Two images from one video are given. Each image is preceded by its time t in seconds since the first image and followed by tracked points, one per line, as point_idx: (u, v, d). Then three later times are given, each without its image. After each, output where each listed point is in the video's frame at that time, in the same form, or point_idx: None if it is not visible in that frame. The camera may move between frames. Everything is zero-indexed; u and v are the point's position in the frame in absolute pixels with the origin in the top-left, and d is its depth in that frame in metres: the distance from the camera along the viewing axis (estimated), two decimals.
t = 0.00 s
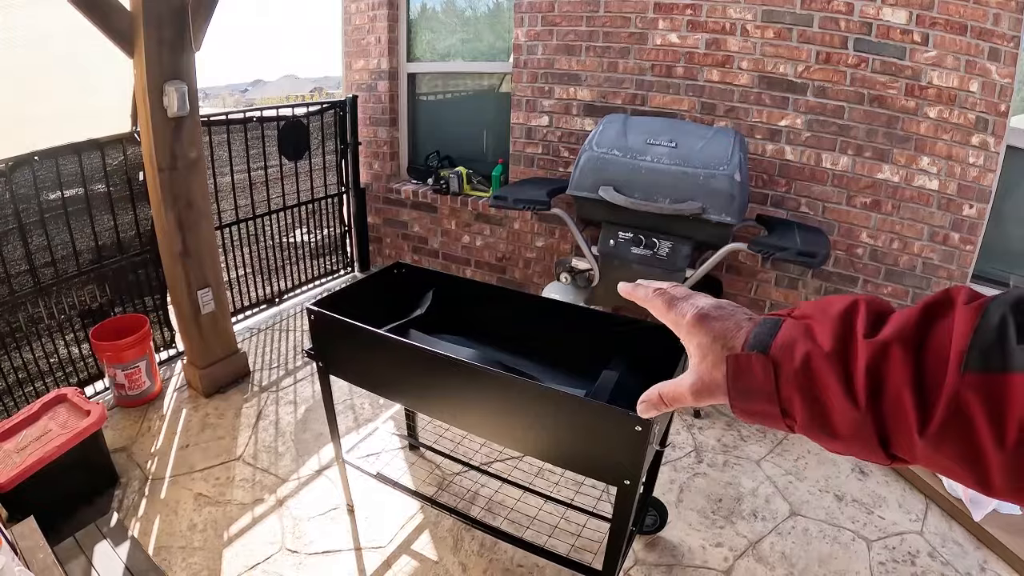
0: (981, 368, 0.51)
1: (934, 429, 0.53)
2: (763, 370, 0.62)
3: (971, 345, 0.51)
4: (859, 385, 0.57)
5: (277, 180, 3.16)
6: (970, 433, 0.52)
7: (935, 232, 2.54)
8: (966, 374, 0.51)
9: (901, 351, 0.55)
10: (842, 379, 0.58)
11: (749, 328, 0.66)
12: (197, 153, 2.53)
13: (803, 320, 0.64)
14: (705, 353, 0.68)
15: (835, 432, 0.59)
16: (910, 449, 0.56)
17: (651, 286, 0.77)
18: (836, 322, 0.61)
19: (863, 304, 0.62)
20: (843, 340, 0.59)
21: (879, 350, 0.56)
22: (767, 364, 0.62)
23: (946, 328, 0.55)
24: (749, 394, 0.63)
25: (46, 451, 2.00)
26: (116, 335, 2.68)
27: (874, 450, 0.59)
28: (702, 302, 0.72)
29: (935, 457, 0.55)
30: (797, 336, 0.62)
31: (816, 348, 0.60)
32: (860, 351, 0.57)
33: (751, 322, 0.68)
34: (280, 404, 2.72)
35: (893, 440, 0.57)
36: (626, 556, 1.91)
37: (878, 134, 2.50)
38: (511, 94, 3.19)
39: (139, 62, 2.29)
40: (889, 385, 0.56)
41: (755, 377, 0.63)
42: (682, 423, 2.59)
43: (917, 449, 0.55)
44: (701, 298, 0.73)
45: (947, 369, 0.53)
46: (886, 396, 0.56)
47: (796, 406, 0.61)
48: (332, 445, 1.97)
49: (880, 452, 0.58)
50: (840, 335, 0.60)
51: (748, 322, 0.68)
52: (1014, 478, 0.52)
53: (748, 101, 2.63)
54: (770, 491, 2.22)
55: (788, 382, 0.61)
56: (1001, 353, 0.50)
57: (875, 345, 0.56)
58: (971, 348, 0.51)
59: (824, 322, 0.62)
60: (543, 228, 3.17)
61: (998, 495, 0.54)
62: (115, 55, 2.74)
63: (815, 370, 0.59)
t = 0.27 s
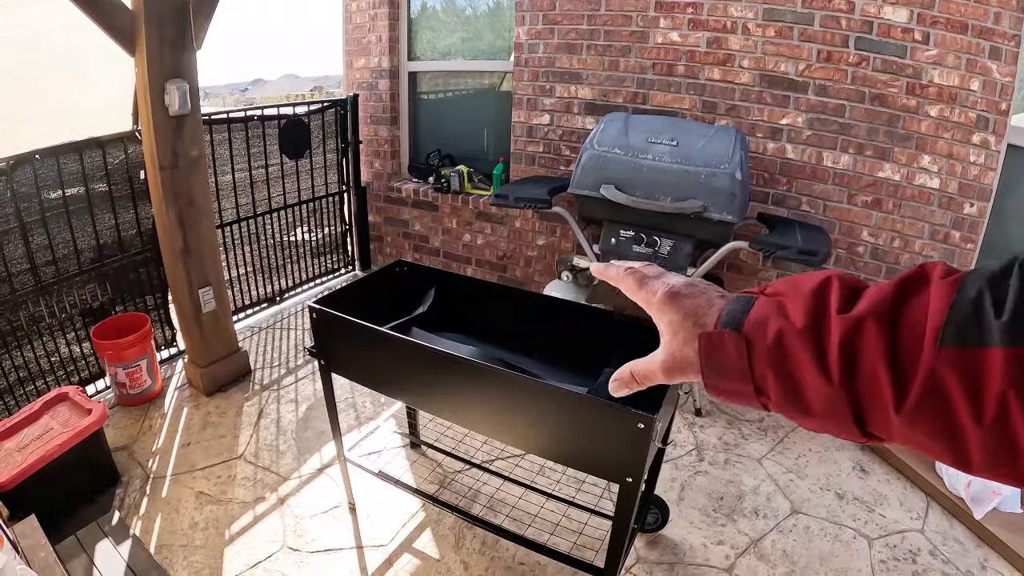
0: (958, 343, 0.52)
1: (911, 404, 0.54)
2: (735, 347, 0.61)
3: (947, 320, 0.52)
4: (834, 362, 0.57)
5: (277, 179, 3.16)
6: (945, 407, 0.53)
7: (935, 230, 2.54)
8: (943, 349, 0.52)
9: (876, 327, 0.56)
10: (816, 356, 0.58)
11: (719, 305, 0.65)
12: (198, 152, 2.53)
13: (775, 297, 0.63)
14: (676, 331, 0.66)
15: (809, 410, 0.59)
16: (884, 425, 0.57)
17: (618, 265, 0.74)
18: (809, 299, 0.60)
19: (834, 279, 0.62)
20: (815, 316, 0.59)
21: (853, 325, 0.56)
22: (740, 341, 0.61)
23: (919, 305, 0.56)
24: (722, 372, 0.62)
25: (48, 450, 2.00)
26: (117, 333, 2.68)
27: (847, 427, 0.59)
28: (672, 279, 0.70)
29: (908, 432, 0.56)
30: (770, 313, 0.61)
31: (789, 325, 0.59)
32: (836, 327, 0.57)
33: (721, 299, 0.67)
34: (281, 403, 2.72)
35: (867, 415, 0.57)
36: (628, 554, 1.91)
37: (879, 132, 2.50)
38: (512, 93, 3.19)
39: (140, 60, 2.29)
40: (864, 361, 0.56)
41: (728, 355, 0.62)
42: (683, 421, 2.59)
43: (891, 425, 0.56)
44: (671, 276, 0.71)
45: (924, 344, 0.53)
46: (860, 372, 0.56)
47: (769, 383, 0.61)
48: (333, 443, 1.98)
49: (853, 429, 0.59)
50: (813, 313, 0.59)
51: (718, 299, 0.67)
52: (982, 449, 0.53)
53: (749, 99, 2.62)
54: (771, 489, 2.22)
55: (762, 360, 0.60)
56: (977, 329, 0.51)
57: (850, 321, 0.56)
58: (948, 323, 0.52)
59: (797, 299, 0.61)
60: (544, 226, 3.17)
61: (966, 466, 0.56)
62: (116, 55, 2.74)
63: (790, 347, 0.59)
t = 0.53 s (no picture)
0: (896, 266, 0.38)
1: (841, 339, 0.39)
2: (649, 265, 0.45)
3: (887, 237, 0.38)
4: (755, 285, 0.42)
5: (276, 179, 3.15)
6: (891, 345, 0.38)
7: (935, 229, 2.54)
8: (880, 271, 0.38)
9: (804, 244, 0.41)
10: (735, 278, 0.42)
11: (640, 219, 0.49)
12: (196, 151, 2.52)
13: (694, 217, 0.48)
14: (585, 247, 0.50)
15: (730, 344, 0.44)
16: (809, 364, 0.42)
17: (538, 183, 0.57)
18: (733, 215, 0.45)
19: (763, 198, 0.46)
20: (738, 232, 0.44)
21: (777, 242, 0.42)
22: (652, 259, 0.45)
23: (860, 220, 0.41)
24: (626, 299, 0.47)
25: (46, 450, 2.00)
26: (115, 333, 2.68)
27: (772, 365, 0.44)
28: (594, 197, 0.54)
29: (843, 373, 0.40)
30: (687, 229, 0.46)
31: (707, 244, 0.44)
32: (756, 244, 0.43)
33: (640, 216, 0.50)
34: (280, 403, 2.71)
35: (794, 353, 0.42)
36: (627, 555, 1.90)
37: (879, 132, 2.49)
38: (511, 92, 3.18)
39: (138, 60, 2.28)
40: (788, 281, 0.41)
41: (636, 277, 0.46)
42: (682, 421, 2.59)
43: (818, 364, 0.41)
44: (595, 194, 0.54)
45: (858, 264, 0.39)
46: (782, 297, 0.41)
47: (686, 307, 0.45)
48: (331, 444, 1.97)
49: (778, 367, 0.43)
50: (737, 227, 0.44)
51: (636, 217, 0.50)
52: (927, 401, 0.39)
53: (749, 98, 2.62)
54: (771, 489, 2.21)
55: (678, 280, 0.45)
56: (921, 255, 0.37)
57: (774, 237, 0.42)
58: (887, 240, 0.38)
59: (718, 214, 0.46)
60: (543, 226, 3.16)
61: (922, 422, 0.41)
62: (113, 54, 2.73)
63: (703, 267, 0.44)
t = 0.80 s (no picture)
0: (899, 314, 0.59)
1: (863, 374, 0.61)
2: (712, 340, 0.71)
3: (889, 294, 0.59)
4: (791, 342, 0.65)
5: (276, 178, 3.15)
6: (895, 372, 0.60)
7: (935, 229, 2.54)
8: (884, 320, 0.59)
9: (823, 309, 0.64)
10: (778, 339, 0.66)
11: (701, 306, 0.75)
12: (197, 150, 2.52)
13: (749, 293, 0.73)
14: (674, 327, 0.76)
15: (778, 389, 0.67)
16: (847, 396, 0.64)
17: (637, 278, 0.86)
18: (773, 290, 0.69)
19: (795, 271, 0.69)
20: (776, 303, 0.68)
21: (807, 308, 0.65)
22: (716, 335, 0.71)
23: (868, 286, 0.63)
24: (706, 361, 0.72)
25: (46, 448, 2.00)
26: (116, 332, 2.68)
27: (816, 400, 0.66)
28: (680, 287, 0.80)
29: (869, 400, 0.62)
30: (742, 307, 0.70)
31: (755, 317, 0.68)
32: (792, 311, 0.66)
33: (705, 301, 0.76)
34: (280, 402, 2.72)
35: (824, 388, 0.65)
36: (627, 553, 1.91)
37: (878, 131, 2.49)
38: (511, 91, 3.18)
39: (139, 59, 2.28)
40: (821, 338, 0.64)
41: (709, 347, 0.71)
42: (682, 420, 2.59)
43: (851, 396, 0.64)
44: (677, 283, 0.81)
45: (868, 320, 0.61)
46: (815, 348, 0.64)
47: (742, 368, 0.69)
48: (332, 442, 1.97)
49: (823, 403, 0.66)
50: (774, 300, 0.68)
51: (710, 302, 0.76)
52: (929, 408, 0.60)
53: (749, 97, 2.62)
54: (771, 488, 2.22)
55: (736, 348, 0.69)
56: (917, 302, 0.58)
57: (802, 305, 0.65)
58: (890, 297, 0.59)
59: (762, 289, 0.70)
60: (543, 225, 3.16)
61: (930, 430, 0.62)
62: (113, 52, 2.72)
63: (757, 333, 0.68)
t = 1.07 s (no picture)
0: (893, 335, 0.66)
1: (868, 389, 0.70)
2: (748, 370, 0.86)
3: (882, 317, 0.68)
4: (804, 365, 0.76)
5: (277, 178, 3.16)
6: (894, 386, 0.68)
7: (935, 231, 2.55)
8: (881, 340, 0.67)
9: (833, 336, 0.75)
10: (798, 364, 0.78)
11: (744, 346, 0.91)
12: (197, 150, 2.52)
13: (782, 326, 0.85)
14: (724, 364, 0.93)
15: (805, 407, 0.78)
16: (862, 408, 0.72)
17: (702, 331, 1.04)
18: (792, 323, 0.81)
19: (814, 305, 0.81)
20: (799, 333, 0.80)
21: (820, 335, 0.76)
22: (750, 365, 0.85)
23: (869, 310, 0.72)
24: (746, 389, 0.87)
25: (47, 448, 2.00)
26: (117, 332, 2.68)
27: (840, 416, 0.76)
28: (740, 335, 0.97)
29: (880, 412, 0.71)
30: (768, 340, 0.84)
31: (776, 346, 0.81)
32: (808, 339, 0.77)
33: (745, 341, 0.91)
34: (280, 402, 2.72)
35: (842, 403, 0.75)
36: (626, 554, 1.91)
37: (878, 132, 2.50)
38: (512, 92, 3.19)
39: (139, 58, 2.29)
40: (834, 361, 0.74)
41: (745, 375, 0.86)
42: (682, 421, 2.59)
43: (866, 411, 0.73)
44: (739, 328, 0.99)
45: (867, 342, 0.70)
46: (828, 369, 0.75)
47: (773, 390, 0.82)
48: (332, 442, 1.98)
49: (845, 418, 0.76)
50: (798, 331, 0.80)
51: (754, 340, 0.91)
52: (938, 419, 0.66)
53: (749, 99, 2.62)
54: (770, 489, 2.22)
55: (766, 375, 0.82)
56: (903, 321, 0.66)
57: (811, 333, 0.77)
58: (883, 320, 0.67)
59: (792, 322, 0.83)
60: (543, 225, 3.16)
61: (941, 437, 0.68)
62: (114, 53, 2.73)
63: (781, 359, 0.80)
